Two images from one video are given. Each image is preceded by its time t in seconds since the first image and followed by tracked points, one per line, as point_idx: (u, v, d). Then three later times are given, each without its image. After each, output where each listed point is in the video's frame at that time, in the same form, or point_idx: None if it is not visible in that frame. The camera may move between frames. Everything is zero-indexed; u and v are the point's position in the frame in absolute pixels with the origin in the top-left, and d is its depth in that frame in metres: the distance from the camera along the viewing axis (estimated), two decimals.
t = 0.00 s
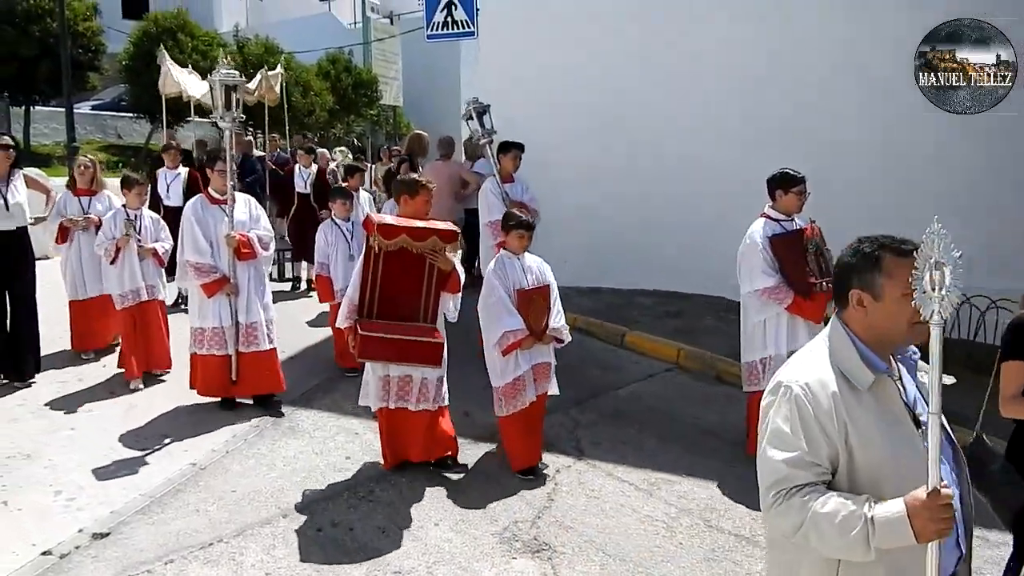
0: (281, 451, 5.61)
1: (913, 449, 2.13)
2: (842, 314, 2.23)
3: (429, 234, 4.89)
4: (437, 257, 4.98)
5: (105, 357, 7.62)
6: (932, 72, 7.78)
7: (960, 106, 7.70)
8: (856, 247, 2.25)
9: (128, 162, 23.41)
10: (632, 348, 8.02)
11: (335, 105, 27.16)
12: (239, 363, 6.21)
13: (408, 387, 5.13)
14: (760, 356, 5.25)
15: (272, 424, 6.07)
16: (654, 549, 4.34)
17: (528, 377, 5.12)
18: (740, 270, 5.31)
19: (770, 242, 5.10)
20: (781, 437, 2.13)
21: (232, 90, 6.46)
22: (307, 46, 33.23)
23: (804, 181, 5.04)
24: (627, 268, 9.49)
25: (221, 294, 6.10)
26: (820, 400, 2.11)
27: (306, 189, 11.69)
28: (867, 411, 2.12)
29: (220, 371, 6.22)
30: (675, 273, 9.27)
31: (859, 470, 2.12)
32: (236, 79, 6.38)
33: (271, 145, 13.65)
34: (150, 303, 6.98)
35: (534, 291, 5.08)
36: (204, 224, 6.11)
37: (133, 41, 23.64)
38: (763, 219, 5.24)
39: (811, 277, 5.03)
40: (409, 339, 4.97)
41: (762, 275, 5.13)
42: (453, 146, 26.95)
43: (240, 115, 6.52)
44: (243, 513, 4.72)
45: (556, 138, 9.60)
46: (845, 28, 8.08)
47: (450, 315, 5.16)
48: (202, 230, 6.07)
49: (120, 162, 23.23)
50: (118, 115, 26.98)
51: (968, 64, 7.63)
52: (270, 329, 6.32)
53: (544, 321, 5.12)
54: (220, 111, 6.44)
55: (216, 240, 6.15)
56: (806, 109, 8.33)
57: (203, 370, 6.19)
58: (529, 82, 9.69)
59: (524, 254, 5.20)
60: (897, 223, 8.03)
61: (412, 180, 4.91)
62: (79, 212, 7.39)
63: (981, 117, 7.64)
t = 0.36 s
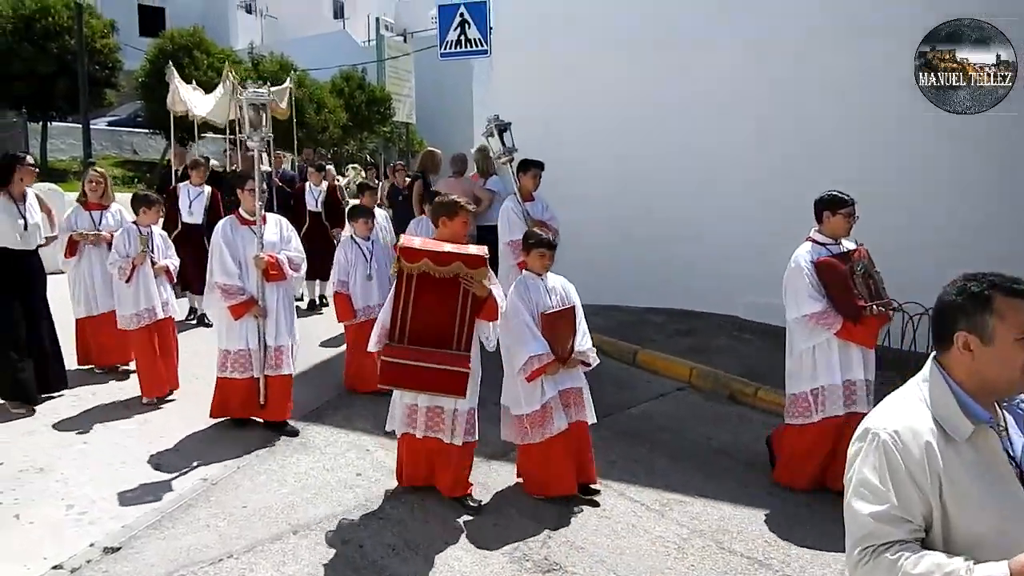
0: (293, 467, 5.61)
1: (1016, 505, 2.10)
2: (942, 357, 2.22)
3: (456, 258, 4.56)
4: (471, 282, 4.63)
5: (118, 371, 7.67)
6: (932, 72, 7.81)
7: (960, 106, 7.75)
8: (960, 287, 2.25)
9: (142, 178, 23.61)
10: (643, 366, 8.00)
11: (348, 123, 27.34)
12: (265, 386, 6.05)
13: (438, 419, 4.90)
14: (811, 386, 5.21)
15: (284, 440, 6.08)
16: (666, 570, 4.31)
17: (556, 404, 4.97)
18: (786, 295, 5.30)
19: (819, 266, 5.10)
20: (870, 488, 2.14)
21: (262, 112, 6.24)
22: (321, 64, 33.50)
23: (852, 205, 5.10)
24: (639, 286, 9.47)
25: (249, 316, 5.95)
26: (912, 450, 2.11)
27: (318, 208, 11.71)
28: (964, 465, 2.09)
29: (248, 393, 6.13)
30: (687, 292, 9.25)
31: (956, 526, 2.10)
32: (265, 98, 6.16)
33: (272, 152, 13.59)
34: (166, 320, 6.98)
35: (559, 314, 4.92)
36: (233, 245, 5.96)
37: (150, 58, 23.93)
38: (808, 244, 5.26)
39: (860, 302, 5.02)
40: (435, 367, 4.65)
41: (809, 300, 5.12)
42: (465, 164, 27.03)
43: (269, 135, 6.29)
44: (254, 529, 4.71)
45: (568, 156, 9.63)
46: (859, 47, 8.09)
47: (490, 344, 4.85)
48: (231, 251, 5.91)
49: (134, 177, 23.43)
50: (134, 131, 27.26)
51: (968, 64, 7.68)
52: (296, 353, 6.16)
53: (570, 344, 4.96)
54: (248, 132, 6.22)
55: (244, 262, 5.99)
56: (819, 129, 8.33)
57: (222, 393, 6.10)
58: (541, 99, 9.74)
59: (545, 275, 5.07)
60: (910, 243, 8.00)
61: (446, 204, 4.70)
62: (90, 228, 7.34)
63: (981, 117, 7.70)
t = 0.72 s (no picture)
0: (305, 476, 5.62)
1: None
2: None
3: (487, 258, 4.41)
4: (502, 289, 4.45)
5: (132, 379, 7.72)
6: (932, 72, 7.89)
7: (961, 106, 7.81)
8: None
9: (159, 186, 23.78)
10: (656, 377, 7.97)
11: (363, 131, 27.51)
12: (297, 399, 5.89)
13: (466, 438, 4.56)
14: (849, 405, 4.89)
15: (296, 447, 6.10)
16: None
17: (574, 424, 4.70)
18: (823, 313, 5.07)
19: (857, 281, 4.85)
20: (994, 527, 2.23)
21: (290, 119, 5.56)
22: (337, 73, 33.62)
23: (895, 218, 4.86)
24: (652, 296, 9.44)
25: (279, 326, 5.77)
26: None
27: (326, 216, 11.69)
28: None
29: (280, 408, 5.83)
30: (700, 302, 9.22)
31: None
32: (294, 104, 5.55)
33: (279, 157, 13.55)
34: (181, 331, 7.00)
35: (590, 335, 4.66)
36: (260, 255, 5.81)
37: (167, 66, 24.15)
38: (849, 258, 5.04)
39: (900, 319, 4.75)
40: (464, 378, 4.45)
41: (846, 317, 4.87)
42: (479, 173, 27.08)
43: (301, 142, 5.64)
44: (266, 538, 4.72)
45: (582, 165, 9.65)
46: (873, 56, 8.09)
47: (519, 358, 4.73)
48: (259, 262, 5.77)
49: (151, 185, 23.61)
50: (151, 140, 27.47)
51: (968, 64, 7.76)
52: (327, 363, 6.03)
53: (599, 369, 4.70)
54: (276, 139, 5.56)
55: (274, 272, 5.86)
56: (834, 138, 8.31)
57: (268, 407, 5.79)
58: (554, 108, 9.77)
59: (595, 291, 4.79)
60: (926, 253, 7.95)
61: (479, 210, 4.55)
62: (111, 240, 7.38)
63: (981, 117, 7.75)
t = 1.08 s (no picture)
0: (312, 479, 5.63)
1: None
2: None
3: (512, 277, 4.07)
4: (521, 308, 4.16)
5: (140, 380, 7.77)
6: (932, 72, 7.89)
7: (960, 106, 7.80)
8: None
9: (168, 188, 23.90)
10: (663, 380, 7.96)
11: (371, 134, 27.57)
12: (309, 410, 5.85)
13: (482, 459, 4.34)
14: (895, 424, 4.70)
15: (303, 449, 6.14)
16: None
17: (588, 441, 4.48)
18: (865, 330, 4.89)
19: (902, 295, 4.66)
20: None
21: (301, 122, 5.50)
22: (346, 76, 33.68)
23: (932, 228, 4.72)
24: (659, 299, 9.44)
25: (291, 338, 5.64)
26: None
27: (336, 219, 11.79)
28: None
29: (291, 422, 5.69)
30: (707, 305, 9.21)
31: None
32: (305, 107, 5.47)
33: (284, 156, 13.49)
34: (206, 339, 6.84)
35: (607, 348, 4.40)
36: (271, 264, 5.65)
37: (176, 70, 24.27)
38: (886, 272, 4.87)
39: (951, 332, 4.54)
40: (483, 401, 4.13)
41: (892, 333, 4.67)
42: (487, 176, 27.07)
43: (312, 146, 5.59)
44: (272, 540, 4.73)
45: (588, 168, 9.65)
46: (879, 59, 8.07)
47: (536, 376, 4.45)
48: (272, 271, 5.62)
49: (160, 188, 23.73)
50: (161, 142, 27.61)
51: (968, 64, 7.75)
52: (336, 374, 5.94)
53: (616, 383, 4.45)
54: (286, 144, 5.50)
55: (285, 280, 5.71)
56: (841, 141, 8.30)
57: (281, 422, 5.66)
58: (559, 111, 9.78)
59: (611, 302, 4.54)
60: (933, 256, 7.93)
61: (498, 223, 4.21)
62: (127, 241, 7.28)
63: (981, 116, 7.74)
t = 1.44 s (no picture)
0: (311, 478, 5.64)
1: None
2: None
3: (528, 286, 3.97)
4: (531, 315, 4.08)
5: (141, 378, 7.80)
6: (932, 72, 7.91)
7: (961, 106, 7.83)
8: None
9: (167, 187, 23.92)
10: (662, 380, 7.97)
11: (372, 134, 27.60)
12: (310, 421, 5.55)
13: (494, 478, 4.11)
14: (933, 436, 4.52)
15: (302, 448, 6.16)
16: None
17: (600, 451, 4.31)
18: (899, 339, 4.69)
19: (940, 302, 4.49)
20: None
21: (306, 120, 5.41)
22: (346, 76, 33.67)
23: (962, 234, 4.61)
24: (658, 300, 9.46)
25: (292, 342, 5.46)
26: None
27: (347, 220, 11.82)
28: None
29: (290, 428, 5.57)
30: (706, 306, 9.23)
31: None
32: (311, 106, 5.39)
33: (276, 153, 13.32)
34: (213, 341, 6.79)
35: (617, 349, 4.28)
36: (273, 266, 5.48)
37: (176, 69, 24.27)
38: (916, 280, 4.70)
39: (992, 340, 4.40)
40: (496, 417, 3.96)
41: (931, 341, 4.49)
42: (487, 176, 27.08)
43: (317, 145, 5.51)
44: (271, 539, 4.74)
45: (587, 168, 9.66)
46: (878, 60, 8.09)
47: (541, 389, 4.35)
48: (274, 273, 5.45)
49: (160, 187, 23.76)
50: (161, 141, 27.62)
51: (968, 64, 7.77)
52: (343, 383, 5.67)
53: (628, 387, 4.29)
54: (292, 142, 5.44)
55: (288, 284, 5.53)
56: (841, 141, 8.31)
57: (261, 429, 5.52)
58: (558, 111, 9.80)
59: (606, 310, 4.46)
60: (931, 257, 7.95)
61: (505, 224, 4.14)
62: (125, 240, 7.21)
63: (982, 116, 7.77)
